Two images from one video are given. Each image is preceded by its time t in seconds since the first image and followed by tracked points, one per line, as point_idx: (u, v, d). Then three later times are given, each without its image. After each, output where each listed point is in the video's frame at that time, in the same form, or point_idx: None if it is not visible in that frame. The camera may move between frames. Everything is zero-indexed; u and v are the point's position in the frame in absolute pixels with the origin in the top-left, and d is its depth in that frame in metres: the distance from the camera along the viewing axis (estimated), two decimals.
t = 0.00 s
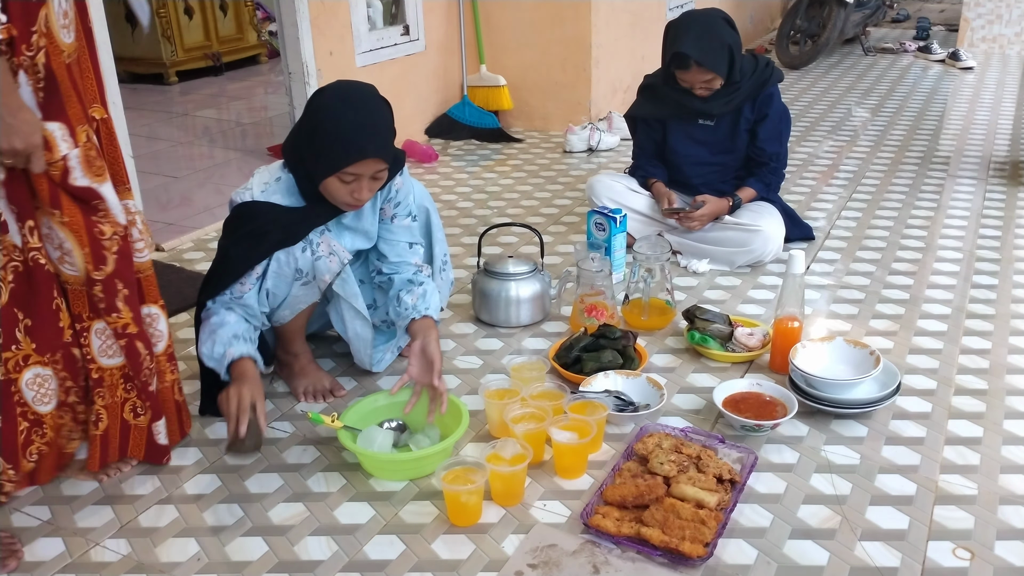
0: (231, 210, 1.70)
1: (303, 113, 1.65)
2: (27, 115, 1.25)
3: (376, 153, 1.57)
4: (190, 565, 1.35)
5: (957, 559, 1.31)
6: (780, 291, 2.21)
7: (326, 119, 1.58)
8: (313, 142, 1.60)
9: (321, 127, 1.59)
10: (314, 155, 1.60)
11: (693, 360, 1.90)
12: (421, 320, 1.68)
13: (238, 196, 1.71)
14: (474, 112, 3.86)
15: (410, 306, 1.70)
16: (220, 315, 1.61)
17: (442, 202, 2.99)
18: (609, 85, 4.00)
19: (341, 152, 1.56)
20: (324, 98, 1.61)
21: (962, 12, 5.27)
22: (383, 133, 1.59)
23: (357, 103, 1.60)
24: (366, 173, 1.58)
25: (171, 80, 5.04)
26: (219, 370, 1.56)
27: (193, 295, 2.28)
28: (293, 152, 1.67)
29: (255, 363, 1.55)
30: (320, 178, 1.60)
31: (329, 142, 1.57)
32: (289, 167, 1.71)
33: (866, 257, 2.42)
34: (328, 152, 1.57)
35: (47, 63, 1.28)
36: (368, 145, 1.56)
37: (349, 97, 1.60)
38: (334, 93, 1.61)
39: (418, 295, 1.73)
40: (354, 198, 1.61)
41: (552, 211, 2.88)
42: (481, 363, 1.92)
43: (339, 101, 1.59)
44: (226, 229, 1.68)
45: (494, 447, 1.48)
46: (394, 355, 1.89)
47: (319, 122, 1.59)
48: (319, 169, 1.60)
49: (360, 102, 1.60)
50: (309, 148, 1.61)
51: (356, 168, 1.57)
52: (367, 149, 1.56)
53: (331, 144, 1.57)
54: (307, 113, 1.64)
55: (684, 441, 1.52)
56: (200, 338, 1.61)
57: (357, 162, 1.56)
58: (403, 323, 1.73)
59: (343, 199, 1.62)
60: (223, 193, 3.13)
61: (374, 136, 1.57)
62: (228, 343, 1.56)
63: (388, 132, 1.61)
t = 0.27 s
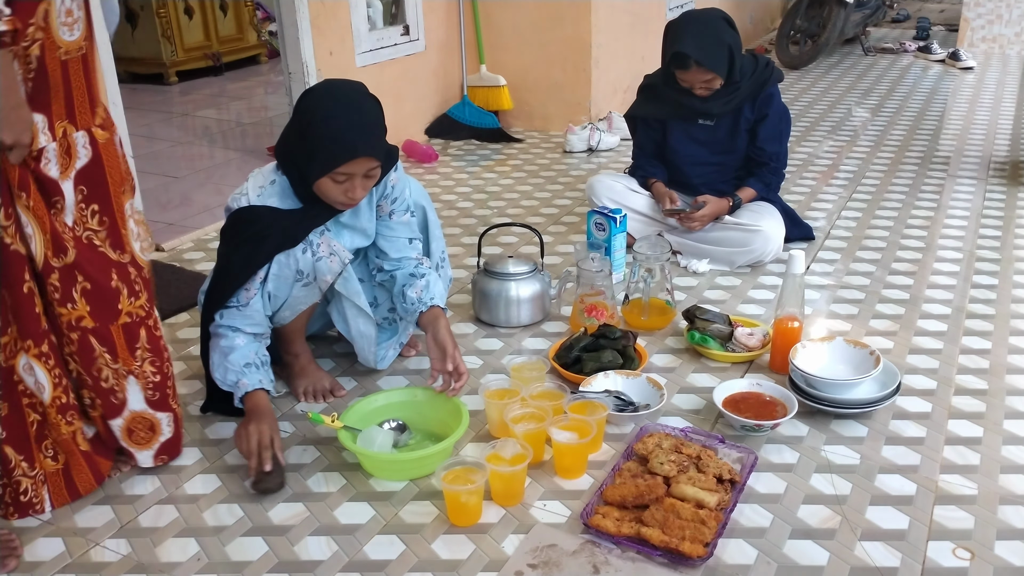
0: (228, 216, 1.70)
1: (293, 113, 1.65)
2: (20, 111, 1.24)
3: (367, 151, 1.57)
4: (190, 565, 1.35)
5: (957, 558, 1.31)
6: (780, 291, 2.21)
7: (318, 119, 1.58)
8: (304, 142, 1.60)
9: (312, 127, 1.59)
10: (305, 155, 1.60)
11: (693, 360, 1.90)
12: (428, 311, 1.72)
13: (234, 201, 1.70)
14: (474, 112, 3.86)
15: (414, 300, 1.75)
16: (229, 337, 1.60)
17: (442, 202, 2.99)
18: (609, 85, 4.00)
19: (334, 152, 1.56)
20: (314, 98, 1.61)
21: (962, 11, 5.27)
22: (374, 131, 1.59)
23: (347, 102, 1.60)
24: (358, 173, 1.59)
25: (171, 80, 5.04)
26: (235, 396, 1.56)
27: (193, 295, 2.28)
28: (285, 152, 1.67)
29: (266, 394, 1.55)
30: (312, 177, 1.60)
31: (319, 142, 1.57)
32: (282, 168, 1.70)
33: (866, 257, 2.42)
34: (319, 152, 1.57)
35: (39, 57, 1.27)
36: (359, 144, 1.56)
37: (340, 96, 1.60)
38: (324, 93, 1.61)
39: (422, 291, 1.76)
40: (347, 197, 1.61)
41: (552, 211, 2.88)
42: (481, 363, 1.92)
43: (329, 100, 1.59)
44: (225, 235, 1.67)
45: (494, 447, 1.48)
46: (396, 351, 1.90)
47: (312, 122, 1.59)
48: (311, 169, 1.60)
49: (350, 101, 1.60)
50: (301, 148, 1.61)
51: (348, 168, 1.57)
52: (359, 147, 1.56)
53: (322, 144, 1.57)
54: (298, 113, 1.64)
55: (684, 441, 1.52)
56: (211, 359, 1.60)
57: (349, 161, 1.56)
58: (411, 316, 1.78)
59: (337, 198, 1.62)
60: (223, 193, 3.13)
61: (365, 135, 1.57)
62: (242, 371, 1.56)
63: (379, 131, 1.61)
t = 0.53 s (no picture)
0: (226, 217, 1.69)
1: (292, 112, 1.65)
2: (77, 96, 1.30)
3: (367, 150, 1.58)
4: (190, 565, 1.35)
5: (957, 558, 1.31)
6: (780, 291, 2.21)
7: (317, 118, 1.58)
8: (303, 142, 1.60)
9: (311, 126, 1.59)
10: (304, 155, 1.60)
11: (693, 360, 1.90)
12: (426, 313, 1.74)
13: (233, 201, 1.70)
14: (474, 112, 3.86)
15: (411, 302, 1.75)
16: (235, 335, 1.57)
17: (442, 202, 2.99)
18: (609, 85, 4.00)
19: (335, 152, 1.56)
20: (312, 97, 1.61)
21: (962, 11, 5.27)
22: (373, 129, 1.59)
23: (346, 101, 1.60)
24: (359, 171, 1.59)
25: (171, 80, 5.04)
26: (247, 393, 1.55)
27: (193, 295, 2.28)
28: (284, 152, 1.66)
29: (280, 386, 1.55)
30: (312, 177, 1.60)
31: (319, 142, 1.57)
32: (281, 168, 1.70)
33: (866, 257, 2.42)
34: (319, 151, 1.58)
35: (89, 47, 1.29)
36: (360, 143, 1.57)
37: (338, 94, 1.60)
38: (322, 91, 1.61)
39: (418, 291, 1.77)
40: (348, 196, 1.61)
41: (552, 211, 2.88)
42: (481, 363, 1.92)
43: (328, 99, 1.59)
44: (224, 236, 1.67)
45: (494, 447, 1.48)
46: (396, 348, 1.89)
47: (311, 121, 1.59)
48: (311, 169, 1.60)
49: (349, 99, 1.60)
50: (300, 148, 1.61)
51: (349, 167, 1.58)
52: (359, 146, 1.56)
53: (322, 143, 1.57)
54: (296, 113, 1.63)
55: (684, 441, 1.52)
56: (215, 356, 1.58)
57: (349, 160, 1.57)
58: (408, 316, 1.79)
59: (337, 197, 1.62)
60: (224, 193, 3.13)
61: (365, 134, 1.58)
62: (252, 368, 1.54)
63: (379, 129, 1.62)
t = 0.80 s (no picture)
0: (225, 215, 1.69)
1: (291, 112, 1.65)
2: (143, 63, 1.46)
3: (368, 149, 1.58)
4: (190, 565, 1.35)
5: (957, 558, 1.30)
6: (780, 291, 2.21)
7: (317, 117, 1.58)
8: (302, 142, 1.61)
9: (311, 126, 1.59)
10: (304, 155, 1.61)
11: (693, 360, 1.90)
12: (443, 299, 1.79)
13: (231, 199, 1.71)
14: (474, 112, 3.85)
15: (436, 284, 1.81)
16: (234, 331, 1.58)
17: (442, 202, 2.99)
18: (609, 85, 4.00)
19: (335, 150, 1.57)
20: (311, 96, 1.61)
21: (962, 11, 5.27)
22: (373, 127, 1.60)
23: (346, 99, 1.60)
24: (359, 170, 1.59)
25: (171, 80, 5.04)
26: (254, 384, 1.56)
27: (193, 295, 2.28)
28: (283, 152, 1.67)
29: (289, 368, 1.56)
30: (312, 176, 1.60)
31: (319, 141, 1.58)
32: (280, 168, 1.71)
33: (866, 257, 2.42)
34: (319, 151, 1.58)
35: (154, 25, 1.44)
36: (361, 142, 1.57)
37: (337, 93, 1.60)
38: (321, 91, 1.61)
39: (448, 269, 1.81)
40: (348, 194, 1.61)
41: (552, 211, 2.88)
42: (481, 363, 1.92)
43: (328, 98, 1.60)
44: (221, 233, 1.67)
45: (494, 447, 1.48)
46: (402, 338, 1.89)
47: (310, 121, 1.59)
48: (310, 168, 1.60)
49: (349, 98, 1.60)
50: (300, 148, 1.61)
51: (350, 166, 1.58)
52: (360, 145, 1.57)
53: (322, 143, 1.57)
54: (295, 113, 1.64)
55: (684, 441, 1.52)
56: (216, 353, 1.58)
57: (350, 159, 1.57)
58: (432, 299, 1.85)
59: (336, 196, 1.62)
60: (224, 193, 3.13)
61: (366, 133, 1.58)
62: (254, 357, 1.55)
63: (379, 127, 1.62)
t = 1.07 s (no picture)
0: (224, 216, 1.69)
1: (291, 108, 1.65)
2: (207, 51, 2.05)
3: (370, 141, 1.59)
4: (190, 565, 1.35)
5: (957, 559, 1.31)
6: (780, 291, 2.21)
7: (318, 112, 1.58)
8: (303, 137, 1.60)
9: (312, 121, 1.59)
10: (305, 151, 1.61)
11: (693, 360, 1.90)
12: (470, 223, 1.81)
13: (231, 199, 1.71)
14: (474, 112, 3.86)
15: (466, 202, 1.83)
16: (240, 318, 1.60)
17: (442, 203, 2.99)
18: (609, 85, 4.00)
19: (338, 144, 1.57)
20: (310, 92, 1.61)
21: (962, 11, 5.27)
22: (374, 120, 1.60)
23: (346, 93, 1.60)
24: (361, 163, 1.60)
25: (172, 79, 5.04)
26: (274, 359, 1.58)
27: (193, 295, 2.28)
28: (282, 150, 1.67)
29: (304, 334, 1.58)
30: (314, 171, 1.60)
31: (320, 135, 1.58)
32: (280, 167, 1.71)
33: (866, 257, 2.42)
34: (322, 145, 1.58)
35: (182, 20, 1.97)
36: (362, 135, 1.57)
37: (336, 87, 1.60)
38: (320, 86, 1.61)
39: (466, 196, 1.83)
40: (351, 188, 1.63)
41: (552, 211, 2.88)
42: (481, 363, 1.92)
43: (327, 92, 1.60)
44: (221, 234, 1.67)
45: (494, 447, 1.48)
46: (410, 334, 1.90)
47: (311, 116, 1.59)
48: (312, 164, 1.60)
49: (348, 92, 1.60)
50: (302, 143, 1.61)
51: (353, 159, 1.58)
52: (362, 139, 1.57)
53: (325, 137, 1.57)
54: (295, 110, 1.63)
55: (684, 441, 1.52)
56: (225, 345, 1.60)
57: (352, 152, 1.57)
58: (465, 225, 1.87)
59: (339, 189, 1.63)
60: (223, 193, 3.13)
61: (368, 125, 1.58)
62: (270, 332, 1.58)
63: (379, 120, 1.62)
